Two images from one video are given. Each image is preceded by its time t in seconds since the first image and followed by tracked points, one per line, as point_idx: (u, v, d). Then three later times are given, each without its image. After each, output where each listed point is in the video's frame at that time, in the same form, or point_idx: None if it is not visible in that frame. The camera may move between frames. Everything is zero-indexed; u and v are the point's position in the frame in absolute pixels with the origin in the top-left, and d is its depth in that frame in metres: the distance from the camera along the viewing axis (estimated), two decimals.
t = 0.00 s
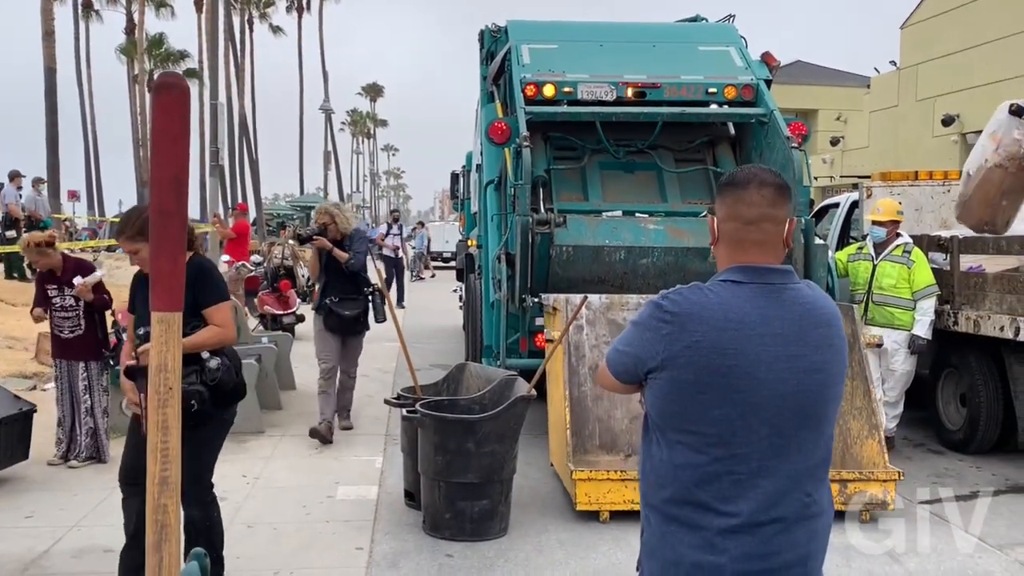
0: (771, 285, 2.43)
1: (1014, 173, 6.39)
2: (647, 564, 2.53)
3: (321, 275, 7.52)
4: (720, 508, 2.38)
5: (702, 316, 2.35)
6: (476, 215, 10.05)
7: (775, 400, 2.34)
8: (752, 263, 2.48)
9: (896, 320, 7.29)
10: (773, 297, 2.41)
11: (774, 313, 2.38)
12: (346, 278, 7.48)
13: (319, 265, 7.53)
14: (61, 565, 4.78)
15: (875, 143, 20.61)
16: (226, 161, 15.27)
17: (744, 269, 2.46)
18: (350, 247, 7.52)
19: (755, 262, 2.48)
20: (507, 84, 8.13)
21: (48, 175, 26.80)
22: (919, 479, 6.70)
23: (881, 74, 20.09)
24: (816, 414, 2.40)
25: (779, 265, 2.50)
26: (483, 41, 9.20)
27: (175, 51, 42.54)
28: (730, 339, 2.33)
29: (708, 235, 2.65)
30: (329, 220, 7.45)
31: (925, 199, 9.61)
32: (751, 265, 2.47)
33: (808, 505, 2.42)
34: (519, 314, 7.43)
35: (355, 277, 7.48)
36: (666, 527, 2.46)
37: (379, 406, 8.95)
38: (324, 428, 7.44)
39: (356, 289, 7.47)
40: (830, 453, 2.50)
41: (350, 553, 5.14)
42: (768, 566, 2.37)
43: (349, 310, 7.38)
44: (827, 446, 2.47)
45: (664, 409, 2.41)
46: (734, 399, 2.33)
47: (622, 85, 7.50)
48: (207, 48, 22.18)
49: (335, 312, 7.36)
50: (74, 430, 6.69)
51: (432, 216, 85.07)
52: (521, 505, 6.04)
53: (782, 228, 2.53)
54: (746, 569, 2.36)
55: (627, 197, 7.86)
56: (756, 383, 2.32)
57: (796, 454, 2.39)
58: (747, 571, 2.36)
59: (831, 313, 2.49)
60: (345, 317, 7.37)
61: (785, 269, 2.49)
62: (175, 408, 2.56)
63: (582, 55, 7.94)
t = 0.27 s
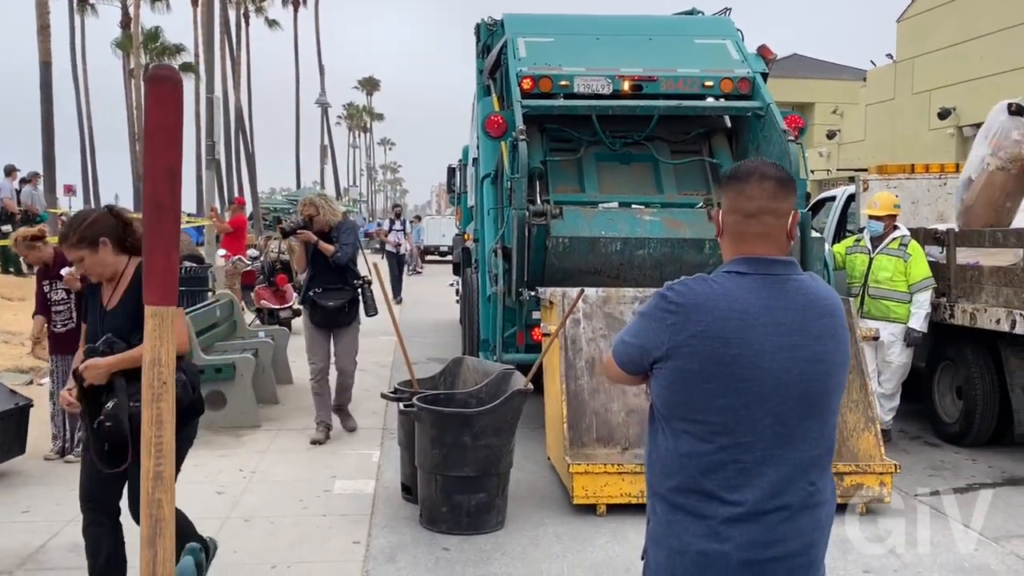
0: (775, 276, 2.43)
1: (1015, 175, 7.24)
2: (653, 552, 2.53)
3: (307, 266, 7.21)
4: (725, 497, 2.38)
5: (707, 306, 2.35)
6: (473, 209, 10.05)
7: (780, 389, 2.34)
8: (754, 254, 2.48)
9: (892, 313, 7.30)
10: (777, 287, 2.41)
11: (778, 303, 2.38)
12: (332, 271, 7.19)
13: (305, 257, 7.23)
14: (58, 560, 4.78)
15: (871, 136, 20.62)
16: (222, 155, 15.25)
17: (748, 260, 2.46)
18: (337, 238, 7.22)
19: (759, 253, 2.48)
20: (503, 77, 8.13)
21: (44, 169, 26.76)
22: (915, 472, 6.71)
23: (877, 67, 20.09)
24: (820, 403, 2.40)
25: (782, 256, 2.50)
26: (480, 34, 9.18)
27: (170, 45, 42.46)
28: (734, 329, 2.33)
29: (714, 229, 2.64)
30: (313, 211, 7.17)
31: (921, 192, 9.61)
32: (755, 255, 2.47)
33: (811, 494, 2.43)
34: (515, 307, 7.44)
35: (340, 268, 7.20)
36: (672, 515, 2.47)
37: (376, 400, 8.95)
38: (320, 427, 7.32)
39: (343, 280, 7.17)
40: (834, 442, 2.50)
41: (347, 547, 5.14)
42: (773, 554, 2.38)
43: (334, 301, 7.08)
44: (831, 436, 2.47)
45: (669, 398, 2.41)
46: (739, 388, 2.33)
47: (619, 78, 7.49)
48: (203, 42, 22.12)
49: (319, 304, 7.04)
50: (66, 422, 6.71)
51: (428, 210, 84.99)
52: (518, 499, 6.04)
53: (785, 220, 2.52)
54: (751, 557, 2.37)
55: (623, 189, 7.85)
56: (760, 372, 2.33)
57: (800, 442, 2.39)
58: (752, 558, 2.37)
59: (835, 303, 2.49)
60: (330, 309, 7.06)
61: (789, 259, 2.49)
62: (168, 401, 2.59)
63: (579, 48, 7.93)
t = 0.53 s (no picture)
0: (782, 268, 2.43)
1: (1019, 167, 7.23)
2: (659, 544, 2.53)
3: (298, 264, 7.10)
4: (732, 488, 2.38)
5: (714, 297, 2.35)
6: (471, 204, 10.04)
7: (787, 381, 2.34)
8: (762, 246, 2.47)
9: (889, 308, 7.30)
10: (784, 280, 2.40)
11: (785, 295, 2.38)
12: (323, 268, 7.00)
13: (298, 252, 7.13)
14: (56, 556, 4.77)
15: (869, 130, 20.61)
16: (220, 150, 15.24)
17: (755, 252, 2.46)
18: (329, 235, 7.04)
19: (765, 246, 2.47)
20: (501, 72, 8.10)
21: (41, 164, 26.73)
22: (913, 465, 6.72)
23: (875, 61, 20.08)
24: (827, 395, 2.40)
25: (788, 250, 2.49)
26: (477, 29, 9.16)
27: (167, 40, 42.37)
28: (741, 320, 2.33)
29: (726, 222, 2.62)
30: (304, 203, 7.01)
31: (919, 185, 9.60)
32: (761, 248, 2.46)
33: (817, 485, 2.43)
34: (514, 302, 7.43)
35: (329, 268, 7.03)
36: (678, 507, 2.46)
37: (374, 395, 8.95)
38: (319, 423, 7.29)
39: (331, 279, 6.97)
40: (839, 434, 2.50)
41: (345, 542, 5.14)
42: (779, 545, 2.38)
43: (317, 302, 6.90)
44: (837, 428, 2.47)
45: (676, 389, 2.41)
46: (746, 379, 2.33)
47: (617, 73, 7.47)
48: (200, 37, 22.07)
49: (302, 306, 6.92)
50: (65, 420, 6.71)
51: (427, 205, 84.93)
52: (516, 493, 6.04)
53: (792, 214, 2.51)
54: (758, 548, 2.37)
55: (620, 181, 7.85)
56: (767, 363, 2.33)
57: (806, 434, 2.39)
58: (759, 549, 2.37)
59: (840, 296, 2.49)
60: (312, 311, 6.89)
61: (795, 252, 2.48)
62: (164, 398, 2.60)
63: (577, 43, 7.91)
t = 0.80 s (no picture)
0: (798, 263, 2.43)
1: None
2: (674, 540, 2.52)
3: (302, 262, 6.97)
4: (749, 483, 2.37)
5: (731, 292, 2.35)
6: (478, 201, 10.04)
7: (804, 375, 2.34)
8: (777, 241, 2.46)
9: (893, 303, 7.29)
10: (800, 274, 2.40)
11: (801, 289, 2.38)
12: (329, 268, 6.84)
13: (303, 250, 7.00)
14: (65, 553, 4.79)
15: (877, 125, 20.55)
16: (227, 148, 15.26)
17: (770, 246, 2.46)
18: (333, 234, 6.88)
19: (779, 241, 2.46)
20: (507, 68, 8.10)
21: (50, 163, 26.81)
22: (922, 461, 6.70)
23: (882, 55, 20.01)
24: (842, 389, 2.40)
25: (804, 244, 2.48)
26: (483, 24, 9.16)
27: (174, 38, 42.43)
28: (758, 314, 2.33)
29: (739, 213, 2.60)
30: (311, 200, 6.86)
31: (927, 180, 9.57)
32: (776, 242, 2.46)
33: (834, 480, 2.42)
34: (521, 298, 7.43)
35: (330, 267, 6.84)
36: (695, 503, 2.46)
37: (382, 392, 8.96)
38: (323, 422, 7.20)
39: (335, 281, 6.81)
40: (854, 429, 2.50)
41: (354, 539, 5.15)
42: (797, 540, 2.37)
43: (318, 302, 6.74)
44: (852, 423, 2.47)
45: (692, 384, 2.40)
46: (763, 374, 2.33)
47: (624, 68, 7.48)
48: (207, 35, 22.11)
49: (303, 306, 6.77)
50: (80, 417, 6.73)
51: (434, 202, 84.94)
52: (524, 489, 6.05)
53: (807, 208, 2.49)
54: (775, 543, 2.36)
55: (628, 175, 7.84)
56: (784, 358, 2.33)
57: (822, 429, 2.39)
58: (776, 545, 2.36)
59: (855, 290, 2.49)
60: (314, 312, 6.75)
61: (810, 247, 2.48)
62: (173, 395, 2.60)
63: (583, 38, 7.90)
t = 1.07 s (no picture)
0: (840, 256, 2.41)
1: None
2: (714, 536, 2.51)
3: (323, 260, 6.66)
4: (791, 479, 2.36)
5: (773, 285, 2.33)
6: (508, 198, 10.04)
7: (847, 369, 2.32)
8: (817, 234, 2.45)
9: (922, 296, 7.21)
10: (842, 267, 2.38)
11: (844, 282, 2.36)
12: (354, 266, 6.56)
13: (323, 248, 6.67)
14: (103, 549, 4.85)
15: (911, 117, 20.32)
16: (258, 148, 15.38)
17: (811, 239, 2.44)
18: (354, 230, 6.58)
19: (820, 234, 2.45)
20: (536, 64, 8.10)
21: (84, 163, 27.15)
22: (958, 457, 6.63)
23: (916, 47, 19.78)
24: (885, 384, 2.38)
25: (845, 236, 2.46)
26: (512, 21, 9.15)
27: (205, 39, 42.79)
28: (801, 308, 2.31)
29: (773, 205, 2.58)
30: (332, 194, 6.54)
31: (962, 173, 9.45)
32: (817, 235, 2.44)
33: (875, 475, 2.41)
34: (552, 295, 7.45)
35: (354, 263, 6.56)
36: (735, 498, 2.45)
37: (413, 388, 9.00)
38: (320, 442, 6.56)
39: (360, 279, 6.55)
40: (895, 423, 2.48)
41: (387, 535, 5.17)
42: (839, 536, 2.36)
43: (345, 302, 6.46)
44: (893, 418, 2.46)
45: (733, 378, 2.39)
46: (806, 368, 2.31)
47: (653, 64, 7.44)
48: (238, 35, 22.27)
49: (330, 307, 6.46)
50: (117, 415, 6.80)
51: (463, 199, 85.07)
52: (557, 486, 6.04)
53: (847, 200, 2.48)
54: (818, 539, 2.35)
55: (659, 168, 7.80)
56: (827, 352, 2.31)
57: (864, 424, 2.37)
58: (818, 541, 2.35)
59: (897, 284, 2.47)
60: (341, 312, 6.45)
61: (851, 240, 2.46)
62: (213, 394, 2.50)
63: (612, 34, 7.87)
